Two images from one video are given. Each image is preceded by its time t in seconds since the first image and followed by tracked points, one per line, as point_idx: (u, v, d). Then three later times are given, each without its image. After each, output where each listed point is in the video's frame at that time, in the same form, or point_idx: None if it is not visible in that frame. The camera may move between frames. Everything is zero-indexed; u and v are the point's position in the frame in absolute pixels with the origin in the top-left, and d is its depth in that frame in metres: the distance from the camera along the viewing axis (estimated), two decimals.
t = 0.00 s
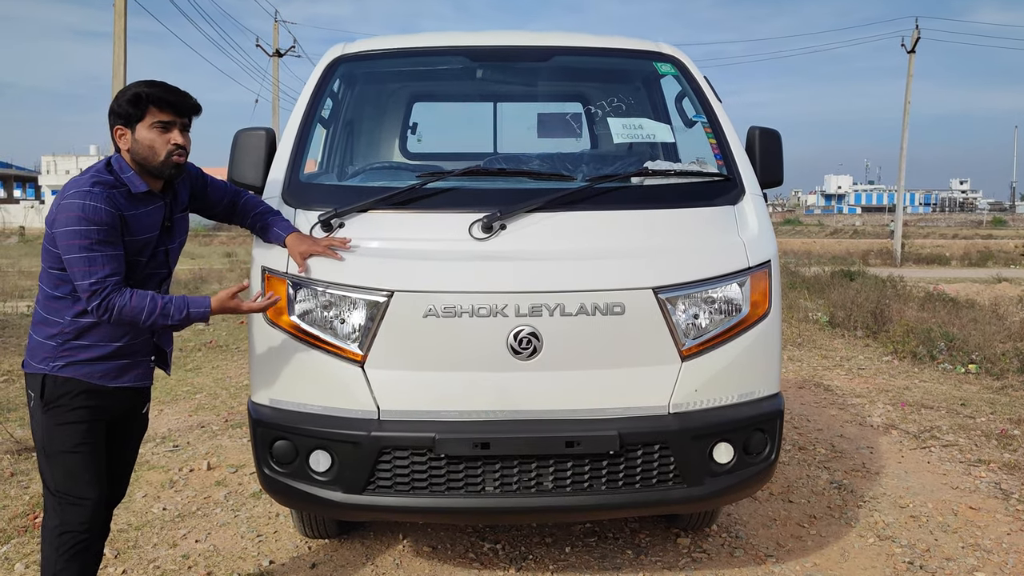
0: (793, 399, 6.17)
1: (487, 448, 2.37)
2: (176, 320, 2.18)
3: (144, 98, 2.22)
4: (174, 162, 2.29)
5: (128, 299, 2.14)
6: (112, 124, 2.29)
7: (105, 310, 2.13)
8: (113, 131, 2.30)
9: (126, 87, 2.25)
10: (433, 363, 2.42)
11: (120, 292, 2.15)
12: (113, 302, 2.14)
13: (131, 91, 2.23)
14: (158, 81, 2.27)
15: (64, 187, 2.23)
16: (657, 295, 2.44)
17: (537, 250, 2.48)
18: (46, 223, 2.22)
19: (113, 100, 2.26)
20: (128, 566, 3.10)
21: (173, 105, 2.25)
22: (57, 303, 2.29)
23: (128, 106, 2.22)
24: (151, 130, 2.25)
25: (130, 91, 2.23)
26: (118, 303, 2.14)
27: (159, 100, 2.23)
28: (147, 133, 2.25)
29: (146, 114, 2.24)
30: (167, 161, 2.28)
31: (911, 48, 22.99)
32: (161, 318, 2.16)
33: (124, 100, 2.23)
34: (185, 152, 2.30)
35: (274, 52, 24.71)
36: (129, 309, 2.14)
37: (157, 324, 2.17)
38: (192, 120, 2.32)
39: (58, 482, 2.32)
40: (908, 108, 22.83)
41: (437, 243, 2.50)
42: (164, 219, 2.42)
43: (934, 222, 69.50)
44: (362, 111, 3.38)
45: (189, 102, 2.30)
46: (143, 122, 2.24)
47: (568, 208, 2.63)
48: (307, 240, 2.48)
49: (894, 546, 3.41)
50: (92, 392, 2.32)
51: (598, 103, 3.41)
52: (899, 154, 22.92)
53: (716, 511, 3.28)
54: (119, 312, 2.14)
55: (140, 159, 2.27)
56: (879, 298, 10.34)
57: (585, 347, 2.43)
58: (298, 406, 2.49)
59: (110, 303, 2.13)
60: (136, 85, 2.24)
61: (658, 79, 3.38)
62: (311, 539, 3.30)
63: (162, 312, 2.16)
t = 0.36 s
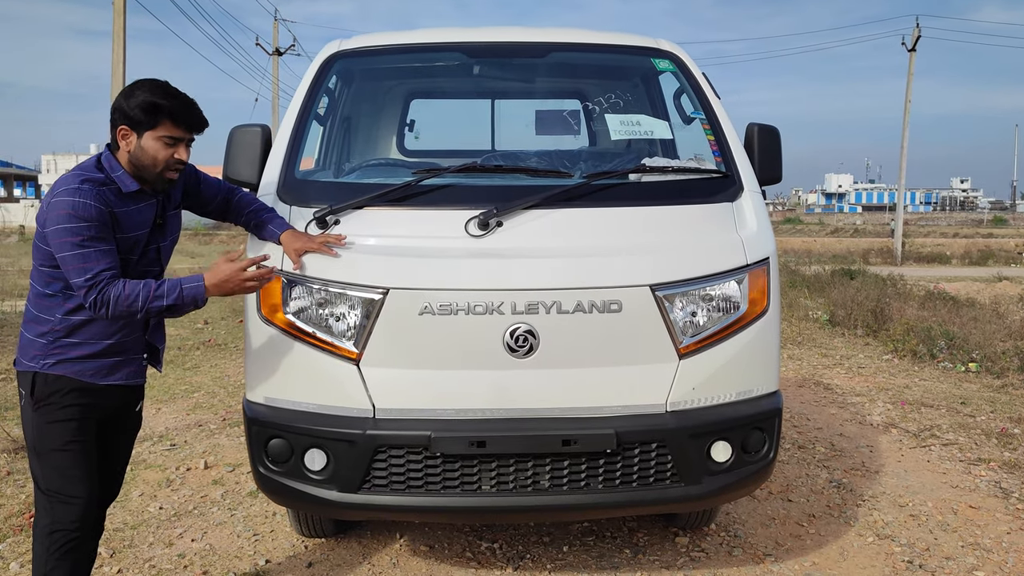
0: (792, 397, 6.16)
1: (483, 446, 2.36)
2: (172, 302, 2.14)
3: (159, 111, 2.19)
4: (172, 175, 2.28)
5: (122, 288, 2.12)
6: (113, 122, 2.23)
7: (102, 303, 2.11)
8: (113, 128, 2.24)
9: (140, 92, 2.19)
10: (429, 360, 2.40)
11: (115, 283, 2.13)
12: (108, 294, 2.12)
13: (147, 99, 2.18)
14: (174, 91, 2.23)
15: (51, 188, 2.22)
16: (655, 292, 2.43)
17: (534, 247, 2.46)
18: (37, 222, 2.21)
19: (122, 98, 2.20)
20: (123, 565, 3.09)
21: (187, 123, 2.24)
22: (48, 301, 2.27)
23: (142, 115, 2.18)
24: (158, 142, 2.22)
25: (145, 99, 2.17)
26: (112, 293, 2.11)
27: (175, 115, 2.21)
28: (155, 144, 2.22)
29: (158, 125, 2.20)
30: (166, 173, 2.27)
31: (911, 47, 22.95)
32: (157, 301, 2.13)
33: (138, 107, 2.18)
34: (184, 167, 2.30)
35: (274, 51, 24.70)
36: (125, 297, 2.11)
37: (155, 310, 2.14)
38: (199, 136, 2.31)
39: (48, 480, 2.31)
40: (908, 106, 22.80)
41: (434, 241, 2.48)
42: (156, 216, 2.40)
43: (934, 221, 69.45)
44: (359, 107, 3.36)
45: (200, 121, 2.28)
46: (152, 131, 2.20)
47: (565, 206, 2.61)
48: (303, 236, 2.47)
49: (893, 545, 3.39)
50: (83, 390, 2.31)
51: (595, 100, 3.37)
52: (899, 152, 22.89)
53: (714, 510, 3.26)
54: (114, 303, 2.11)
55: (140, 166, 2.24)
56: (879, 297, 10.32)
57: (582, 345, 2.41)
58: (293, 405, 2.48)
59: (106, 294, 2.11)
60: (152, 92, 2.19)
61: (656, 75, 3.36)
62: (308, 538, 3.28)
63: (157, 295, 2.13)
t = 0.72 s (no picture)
0: (791, 396, 6.17)
1: (481, 444, 2.37)
2: (216, 315, 2.29)
3: (170, 127, 2.19)
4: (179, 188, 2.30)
5: (171, 294, 2.23)
6: (123, 131, 2.23)
7: (150, 307, 2.20)
8: (122, 137, 2.23)
9: (152, 105, 2.18)
10: (427, 359, 2.41)
11: (161, 287, 2.22)
12: (156, 297, 2.21)
13: (159, 115, 2.17)
14: (186, 107, 2.23)
15: (78, 189, 2.20)
16: (652, 291, 2.43)
17: (532, 246, 2.47)
18: (54, 229, 2.20)
19: (133, 108, 2.19)
20: (122, 563, 3.10)
21: (197, 140, 2.24)
22: (48, 300, 2.28)
23: (153, 130, 2.18)
24: (167, 157, 2.22)
25: (156, 113, 2.17)
26: (161, 297, 2.21)
27: (186, 132, 2.21)
28: (165, 159, 2.22)
29: (169, 140, 2.20)
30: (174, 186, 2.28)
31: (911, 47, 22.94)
32: (204, 313, 2.27)
33: (150, 121, 2.17)
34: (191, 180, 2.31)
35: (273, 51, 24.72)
36: (175, 301, 2.23)
37: (200, 320, 2.28)
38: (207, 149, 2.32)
39: (42, 478, 2.31)
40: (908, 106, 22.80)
41: (432, 240, 2.49)
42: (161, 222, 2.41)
43: (934, 221, 69.46)
44: (357, 106, 3.37)
45: (209, 137, 2.29)
46: (162, 146, 2.21)
47: (562, 204, 2.62)
48: (302, 236, 2.47)
49: (890, 543, 3.40)
50: (80, 389, 2.32)
51: (591, 100, 3.37)
52: (899, 152, 22.89)
53: (711, 508, 3.27)
54: (163, 306, 2.21)
55: (147, 178, 2.25)
56: (878, 296, 10.33)
57: (579, 344, 2.42)
58: (292, 403, 2.49)
59: (155, 297, 2.20)
60: (163, 107, 2.18)
61: (654, 74, 3.36)
62: (306, 536, 3.29)
63: (205, 307, 2.27)
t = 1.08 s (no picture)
0: (790, 395, 6.17)
1: (480, 441, 2.37)
2: (177, 321, 2.10)
3: (158, 115, 2.18)
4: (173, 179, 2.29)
5: (132, 293, 2.10)
6: (117, 123, 2.24)
7: (111, 304, 2.10)
8: (116, 129, 2.25)
9: (142, 95, 2.19)
10: (427, 356, 2.41)
11: (126, 286, 2.12)
12: (117, 296, 2.10)
13: (148, 104, 2.18)
14: (176, 96, 2.22)
15: (70, 182, 2.22)
16: (651, 288, 2.44)
17: (531, 243, 2.47)
18: (47, 223, 2.22)
19: (125, 99, 2.20)
20: (122, 561, 3.10)
21: (187, 128, 2.23)
22: (51, 298, 2.28)
23: (143, 119, 2.19)
24: (158, 147, 2.22)
25: (146, 102, 2.18)
26: (120, 296, 2.09)
27: (175, 121, 2.20)
28: (156, 148, 2.23)
29: (158, 129, 2.20)
30: (167, 178, 2.28)
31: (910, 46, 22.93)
32: (163, 317, 2.09)
33: (139, 111, 2.18)
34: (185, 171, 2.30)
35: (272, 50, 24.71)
36: (132, 302, 2.08)
37: (159, 325, 2.09)
38: (200, 139, 2.31)
39: (49, 474, 2.31)
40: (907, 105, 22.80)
41: (431, 237, 2.49)
42: (159, 217, 2.42)
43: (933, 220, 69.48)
44: (357, 105, 3.38)
45: (201, 127, 2.27)
46: (152, 135, 2.21)
47: (562, 202, 2.62)
48: (301, 234, 2.47)
49: (889, 541, 3.40)
50: (86, 385, 2.32)
51: (592, 98, 3.39)
52: (898, 151, 22.89)
53: (711, 506, 3.27)
54: (122, 306, 2.09)
55: (140, 169, 2.25)
56: (877, 295, 10.34)
57: (578, 342, 2.42)
58: (291, 401, 2.49)
59: (115, 296, 2.10)
60: (153, 97, 2.19)
61: (653, 72, 3.37)
62: (306, 534, 3.29)
63: (165, 311, 2.09)
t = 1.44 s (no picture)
0: (788, 394, 6.18)
1: (480, 441, 2.38)
2: (179, 283, 2.15)
3: (151, 100, 2.21)
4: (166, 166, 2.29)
5: (131, 263, 2.13)
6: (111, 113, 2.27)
7: (110, 275, 2.10)
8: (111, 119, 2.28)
9: (134, 82, 2.22)
10: (427, 356, 2.43)
11: (123, 259, 2.13)
12: (116, 267, 2.11)
13: (139, 89, 2.20)
14: (167, 83, 2.25)
15: (60, 169, 2.23)
16: (650, 289, 2.45)
17: (531, 244, 2.48)
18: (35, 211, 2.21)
19: (118, 89, 2.23)
20: (123, 560, 3.11)
21: (178, 112, 2.24)
22: (50, 293, 2.29)
23: (134, 105, 2.20)
24: (151, 132, 2.24)
25: (137, 89, 2.20)
26: (120, 267, 2.11)
27: (165, 105, 2.22)
28: (147, 134, 2.24)
29: (149, 114, 2.22)
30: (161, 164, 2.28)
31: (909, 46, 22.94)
32: (166, 279, 2.14)
33: (129, 97, 2.20)
34: (179, 158, 2.30)
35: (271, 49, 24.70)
36: (134, 270, 2.11)
37: (163, 286, 2.14)
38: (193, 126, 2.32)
39: (53, 474, 2.32)
40: (905, 105, 22.82)
41: (431, 238, 2.50)
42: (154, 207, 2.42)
43: (932, 220, 69.55)
44: (357, 106, 3.39)
45: (193, 112, 2.29)
46: (144, 121, 2.22)
47: (562, 203, 2.63)
48: (300, 234, 2.48)
49: (887, 540, 3.41)
50: (88, 384, 2.33)
51: (591, 98, 3.39)
52: (897, 151, 22.91)
53: (710, 505, 3.28)
54: (123, 276, 2.10)
55: (133, 156, 2.26)
56: (876, 294, 10.35)
57: (577, 341, 2.43)
58: (291, 400, 2.50)
59: (113, 268, 2.11)
60: (145, 83, 2.22)
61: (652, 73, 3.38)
62: (306, 533, 3.30)
63: (166, 274, 2.15)
